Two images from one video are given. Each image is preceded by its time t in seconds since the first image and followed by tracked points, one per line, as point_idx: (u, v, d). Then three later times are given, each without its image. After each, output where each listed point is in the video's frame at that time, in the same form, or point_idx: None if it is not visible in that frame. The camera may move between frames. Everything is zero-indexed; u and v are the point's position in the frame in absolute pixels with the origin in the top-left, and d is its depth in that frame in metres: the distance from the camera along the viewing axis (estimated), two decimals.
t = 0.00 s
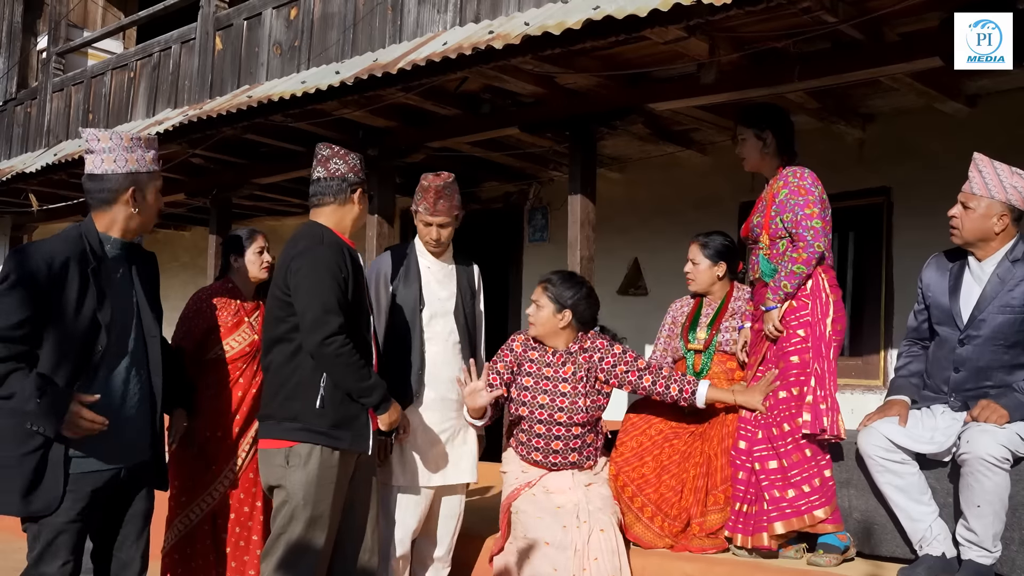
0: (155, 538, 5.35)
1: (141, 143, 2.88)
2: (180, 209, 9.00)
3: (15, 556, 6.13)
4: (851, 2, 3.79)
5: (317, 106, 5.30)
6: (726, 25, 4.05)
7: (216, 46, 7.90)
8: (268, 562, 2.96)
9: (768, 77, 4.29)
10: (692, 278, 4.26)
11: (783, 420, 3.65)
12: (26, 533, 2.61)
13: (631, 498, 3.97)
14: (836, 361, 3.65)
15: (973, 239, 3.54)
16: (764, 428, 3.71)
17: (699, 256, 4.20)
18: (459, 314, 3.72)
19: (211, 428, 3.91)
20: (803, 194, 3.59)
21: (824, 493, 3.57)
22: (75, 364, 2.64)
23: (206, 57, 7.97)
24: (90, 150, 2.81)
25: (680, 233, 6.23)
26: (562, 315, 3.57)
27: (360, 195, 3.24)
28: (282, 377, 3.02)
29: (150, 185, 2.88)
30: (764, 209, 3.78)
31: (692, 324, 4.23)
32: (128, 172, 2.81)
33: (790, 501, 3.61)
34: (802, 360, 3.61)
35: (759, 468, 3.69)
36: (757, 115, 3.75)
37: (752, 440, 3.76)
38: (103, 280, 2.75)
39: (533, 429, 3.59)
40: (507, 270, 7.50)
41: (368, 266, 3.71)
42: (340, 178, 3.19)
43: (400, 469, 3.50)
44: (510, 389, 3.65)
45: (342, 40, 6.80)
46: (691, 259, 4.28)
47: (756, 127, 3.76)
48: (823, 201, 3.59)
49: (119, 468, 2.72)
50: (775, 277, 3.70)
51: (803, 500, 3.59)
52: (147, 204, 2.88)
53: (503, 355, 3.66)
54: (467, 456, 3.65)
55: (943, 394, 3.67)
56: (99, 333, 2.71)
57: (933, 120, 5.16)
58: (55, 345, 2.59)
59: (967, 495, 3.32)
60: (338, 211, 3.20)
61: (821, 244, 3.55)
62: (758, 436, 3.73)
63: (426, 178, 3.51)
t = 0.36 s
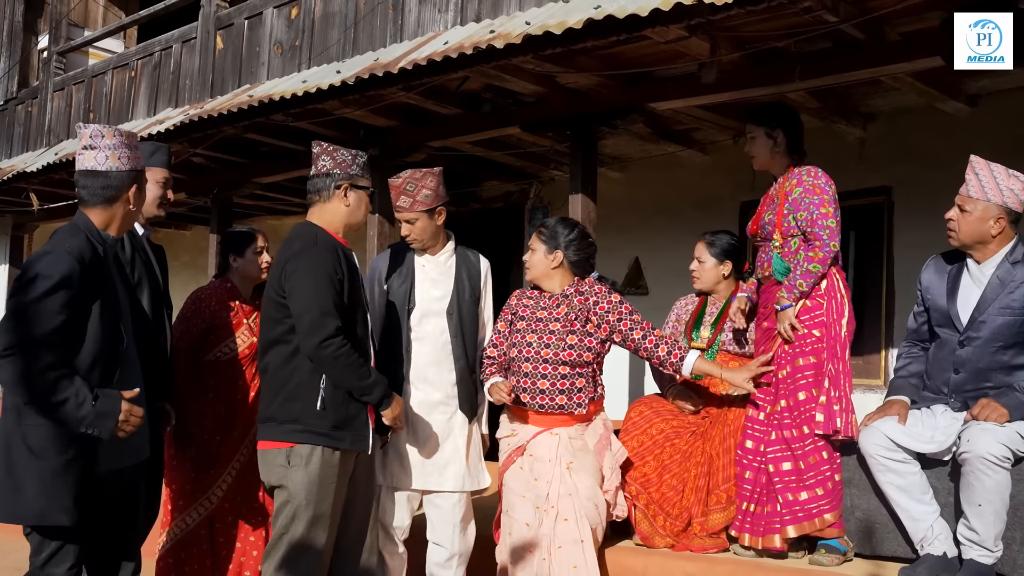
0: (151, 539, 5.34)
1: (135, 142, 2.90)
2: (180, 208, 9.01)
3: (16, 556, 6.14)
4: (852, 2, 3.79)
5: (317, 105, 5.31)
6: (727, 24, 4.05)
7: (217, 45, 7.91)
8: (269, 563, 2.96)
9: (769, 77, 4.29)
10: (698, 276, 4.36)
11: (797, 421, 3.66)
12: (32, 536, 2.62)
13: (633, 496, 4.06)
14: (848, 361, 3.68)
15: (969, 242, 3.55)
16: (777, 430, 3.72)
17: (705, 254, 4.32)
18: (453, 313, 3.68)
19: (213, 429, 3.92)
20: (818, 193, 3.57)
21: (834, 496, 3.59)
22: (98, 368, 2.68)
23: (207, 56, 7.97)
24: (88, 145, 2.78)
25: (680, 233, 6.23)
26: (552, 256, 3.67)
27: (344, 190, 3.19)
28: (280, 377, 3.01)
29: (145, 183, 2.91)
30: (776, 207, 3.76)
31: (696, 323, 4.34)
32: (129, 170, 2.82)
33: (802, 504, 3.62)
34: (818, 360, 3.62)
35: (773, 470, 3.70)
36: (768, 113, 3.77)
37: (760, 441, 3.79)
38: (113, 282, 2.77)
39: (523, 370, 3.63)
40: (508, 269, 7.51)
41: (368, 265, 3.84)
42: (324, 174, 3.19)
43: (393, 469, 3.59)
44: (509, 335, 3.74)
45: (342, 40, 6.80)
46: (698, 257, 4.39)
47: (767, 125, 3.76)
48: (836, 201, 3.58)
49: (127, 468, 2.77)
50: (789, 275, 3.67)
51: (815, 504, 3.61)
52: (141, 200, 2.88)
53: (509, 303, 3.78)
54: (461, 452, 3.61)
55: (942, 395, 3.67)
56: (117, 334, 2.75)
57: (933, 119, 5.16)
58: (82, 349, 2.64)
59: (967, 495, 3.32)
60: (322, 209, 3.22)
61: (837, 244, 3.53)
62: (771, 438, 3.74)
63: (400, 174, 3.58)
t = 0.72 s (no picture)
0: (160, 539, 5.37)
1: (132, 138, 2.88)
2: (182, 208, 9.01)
3: (19, 556, 6.15)
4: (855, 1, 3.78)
5: (319, 105, 5.30)
6: (730, 24, 4.04)
7: (219, 45, 7.90)
8: (265, 563, 2.95)
9: (772, 76, 4.28)
10: (704, 275, 4.43)
11: (806, 422, 3.68)
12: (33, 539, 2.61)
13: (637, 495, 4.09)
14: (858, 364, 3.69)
15: (973, 241, 3.54)
16: (787, 430, 3.71)
17: (712, 253, 4.39)
18: (460, 312, 3.70)
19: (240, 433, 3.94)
20: (833, 193, 3.63)
21: (840, 499, 3.60)
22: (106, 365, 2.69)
23: (209, 56, 7.97)
24: (85, 143, 2.76)
25: (683, 233, 6.22)
26: (557, 241, 3.88)
27: (317, 189, 3.21)
28: (266, 377, 3.02)
29: (141, 180, 2.88)
30: (790, 206, 3.81)
31: (702, 321, 4.38)
32: (125, 168, 2.80)
33: (811, 505, 3.62)
34: (828, 361, 3.64)
35: (782, 471, 3.69)
36: (783, 113, 3.86)
37: (767, 441, 3.77)
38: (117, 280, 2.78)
39: (535, 354, 3.86)
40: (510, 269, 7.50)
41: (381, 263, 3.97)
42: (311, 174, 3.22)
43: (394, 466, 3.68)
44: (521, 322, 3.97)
45: (344, 39, 6.79)
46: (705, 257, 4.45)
47: (782, 123, 3.85)
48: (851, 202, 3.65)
49: (135, 467, 2.77)
50: (800, 275, 3.71)
51: (823, 505, 3.61)
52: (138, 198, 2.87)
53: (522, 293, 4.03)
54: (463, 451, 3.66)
55: (946, 395, 3.66)
56: (123, 332, 2.76)
57: (936, 119, 5.16)
58: (81, 351, 2.64)
59: (971, 495, 3.31)
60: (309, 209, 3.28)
61: (850, 244, 3.58)
62: (780, 438, 3.73)
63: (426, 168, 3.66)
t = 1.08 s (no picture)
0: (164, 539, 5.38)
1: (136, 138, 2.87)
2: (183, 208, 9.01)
3: (21, 556, 6.14)
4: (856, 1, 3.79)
5: (321, 105, 5.30)
6: (731, 24, 4.04)
7: (220, 45, 7.90)
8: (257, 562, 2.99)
9: (773, 76, 4.28)
10: (708, 275, 4.43)
11: (812, 422, 3.71)
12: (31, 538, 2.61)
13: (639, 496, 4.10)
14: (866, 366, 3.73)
15: (974, 241, 3.54)
16: (794, 430, 3.74)
17: (715, 253, 4.40)
18: (451, 310, 3.78)
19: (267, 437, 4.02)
20: (846, 194, 3.70)
21: (845, 499, 3.63)
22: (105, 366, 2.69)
23: (210, 56, 7.97)
24: (84, 144, 2.76)
25: (684, 232, 6.22)
26: (569, 238, 3.94)
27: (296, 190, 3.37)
28: (248, 376, 3.08)
29: (145, 181, 2.86)
30: (802, 206, 3.86)
31: (704, 321, 4.38)
32: (124, 168, 2.78)
33: (816, 506, 3.64)
34: (836, 361, 3.69)
35: (788, 471, 3.71)
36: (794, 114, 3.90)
37: (771, 440, 3.80)
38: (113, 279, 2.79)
39: (541, 348, 3.94)
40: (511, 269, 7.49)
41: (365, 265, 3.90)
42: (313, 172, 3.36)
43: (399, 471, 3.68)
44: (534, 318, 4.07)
45: (345, 39, 6.80)
46: (708, 256, 4.46)
47: (791, 124, 3.89)
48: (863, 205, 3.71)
49: (137, 468, 2.77)
50: (811, 275, 3.76)
51: (827, 506, 3.64)
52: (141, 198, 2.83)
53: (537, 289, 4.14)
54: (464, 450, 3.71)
55: (947, 395, 3.66)
56: (121, 332, 2.75)
57: (937, 120, 5.16)
58: (76, 351, 2.63)
59: (972, 495, 3.31)
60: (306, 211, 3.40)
61: (863, 247, 3.64)
62: (786, 438, 3.76)
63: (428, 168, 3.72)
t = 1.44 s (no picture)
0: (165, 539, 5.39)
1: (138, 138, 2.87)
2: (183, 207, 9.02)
3: (21, 554, 6.14)
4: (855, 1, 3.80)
5: (321, 104, 5.31)
6: (730, 24, 4.05)
7: (220, 44, 7.91)
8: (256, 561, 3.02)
9: (772, 76, 4.29)
10: (708, 275, 4.43)
11: (816, 421, 3.73)
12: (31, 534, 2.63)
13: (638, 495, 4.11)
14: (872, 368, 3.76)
15: (973, 241, 3.55)
16: (797, 429, 3.76)
17: (715, 253, 4.40)
18: (431, 308, 3.96)
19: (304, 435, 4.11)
20: (856, 196, 3.73)
21: (846, 499, 3.66)
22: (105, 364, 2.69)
23: (210, 55, 7.98)
24: (84, 144, 2.80)
25: (684, 232, 6.23)
26: (571, 240, 3.94)
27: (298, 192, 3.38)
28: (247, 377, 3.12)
29: (145, 181, 2.85)
30: (811, 206, 3.87)
31: (704, 320, 4.39)
32: (120, 167, 2.78)
33: (818, 505, 3.66)
34: (841, 362, 3.72)
35: (791, 470, 3.72)
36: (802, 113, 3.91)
37: (774, 439, 3.80)
38: (113, 276, 2.79)
39: (541, 348, 3.98)
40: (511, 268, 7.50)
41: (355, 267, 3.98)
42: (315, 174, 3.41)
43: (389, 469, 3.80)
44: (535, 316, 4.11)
45: (346, 39, 6.81)
46: (708, 256, 4.46)
47: (799, 125, 3.91)
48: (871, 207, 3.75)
49: (137, 468, 2.78)
50: (820, 276, 3.78)
51: (830, 505, 3.65)
52: (142, 199, 2.83)
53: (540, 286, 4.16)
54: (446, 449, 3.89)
55: (945, 394, 3.67)
56: (120, 331, 2.75)
57: (936, 120, 5.17)
58: (74, 350, 2.63)
59: (969, 494, 3.33)
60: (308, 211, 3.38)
61: (872, 249, 3.68)
62: (789, 437, 3.77)
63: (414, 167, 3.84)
